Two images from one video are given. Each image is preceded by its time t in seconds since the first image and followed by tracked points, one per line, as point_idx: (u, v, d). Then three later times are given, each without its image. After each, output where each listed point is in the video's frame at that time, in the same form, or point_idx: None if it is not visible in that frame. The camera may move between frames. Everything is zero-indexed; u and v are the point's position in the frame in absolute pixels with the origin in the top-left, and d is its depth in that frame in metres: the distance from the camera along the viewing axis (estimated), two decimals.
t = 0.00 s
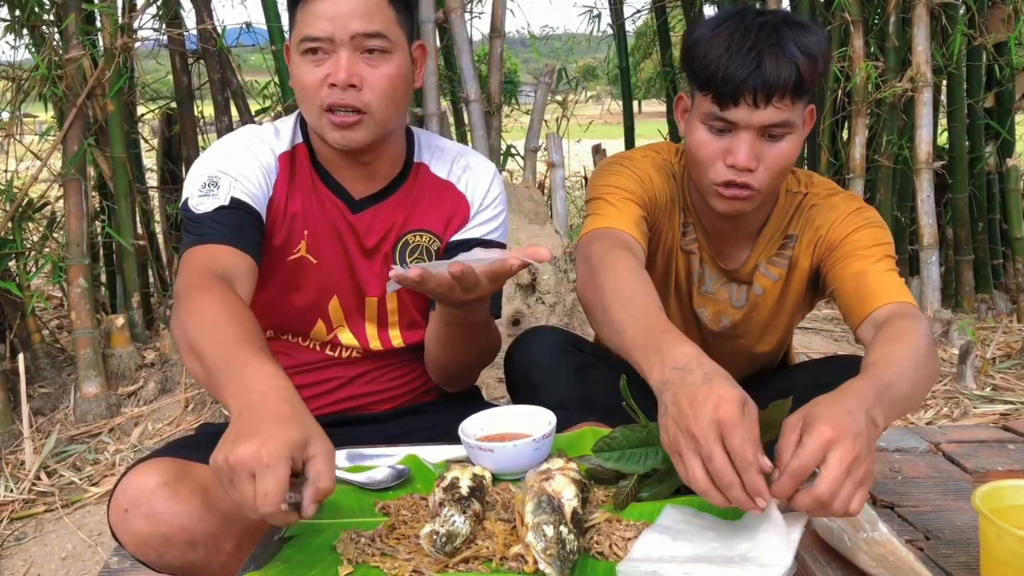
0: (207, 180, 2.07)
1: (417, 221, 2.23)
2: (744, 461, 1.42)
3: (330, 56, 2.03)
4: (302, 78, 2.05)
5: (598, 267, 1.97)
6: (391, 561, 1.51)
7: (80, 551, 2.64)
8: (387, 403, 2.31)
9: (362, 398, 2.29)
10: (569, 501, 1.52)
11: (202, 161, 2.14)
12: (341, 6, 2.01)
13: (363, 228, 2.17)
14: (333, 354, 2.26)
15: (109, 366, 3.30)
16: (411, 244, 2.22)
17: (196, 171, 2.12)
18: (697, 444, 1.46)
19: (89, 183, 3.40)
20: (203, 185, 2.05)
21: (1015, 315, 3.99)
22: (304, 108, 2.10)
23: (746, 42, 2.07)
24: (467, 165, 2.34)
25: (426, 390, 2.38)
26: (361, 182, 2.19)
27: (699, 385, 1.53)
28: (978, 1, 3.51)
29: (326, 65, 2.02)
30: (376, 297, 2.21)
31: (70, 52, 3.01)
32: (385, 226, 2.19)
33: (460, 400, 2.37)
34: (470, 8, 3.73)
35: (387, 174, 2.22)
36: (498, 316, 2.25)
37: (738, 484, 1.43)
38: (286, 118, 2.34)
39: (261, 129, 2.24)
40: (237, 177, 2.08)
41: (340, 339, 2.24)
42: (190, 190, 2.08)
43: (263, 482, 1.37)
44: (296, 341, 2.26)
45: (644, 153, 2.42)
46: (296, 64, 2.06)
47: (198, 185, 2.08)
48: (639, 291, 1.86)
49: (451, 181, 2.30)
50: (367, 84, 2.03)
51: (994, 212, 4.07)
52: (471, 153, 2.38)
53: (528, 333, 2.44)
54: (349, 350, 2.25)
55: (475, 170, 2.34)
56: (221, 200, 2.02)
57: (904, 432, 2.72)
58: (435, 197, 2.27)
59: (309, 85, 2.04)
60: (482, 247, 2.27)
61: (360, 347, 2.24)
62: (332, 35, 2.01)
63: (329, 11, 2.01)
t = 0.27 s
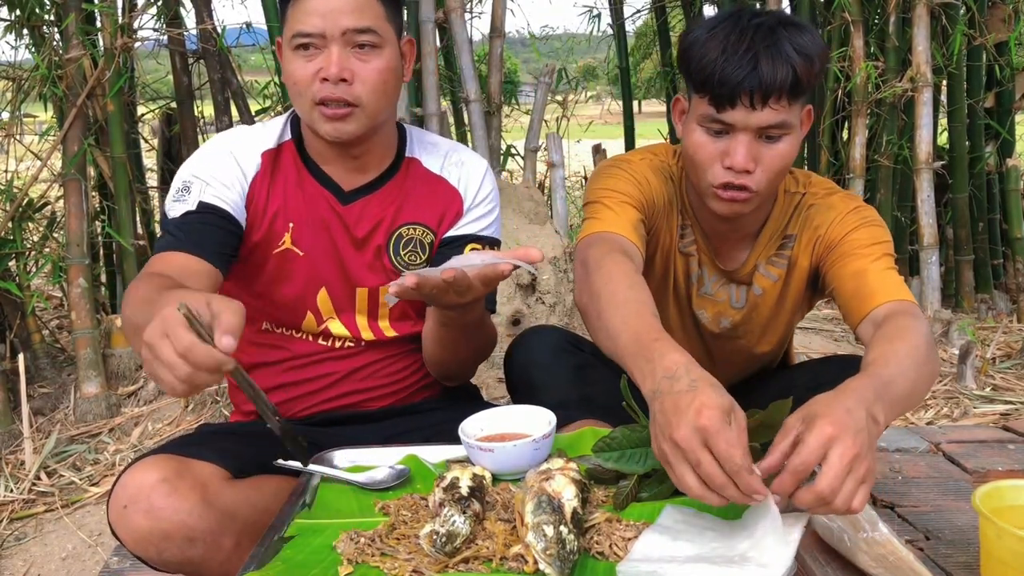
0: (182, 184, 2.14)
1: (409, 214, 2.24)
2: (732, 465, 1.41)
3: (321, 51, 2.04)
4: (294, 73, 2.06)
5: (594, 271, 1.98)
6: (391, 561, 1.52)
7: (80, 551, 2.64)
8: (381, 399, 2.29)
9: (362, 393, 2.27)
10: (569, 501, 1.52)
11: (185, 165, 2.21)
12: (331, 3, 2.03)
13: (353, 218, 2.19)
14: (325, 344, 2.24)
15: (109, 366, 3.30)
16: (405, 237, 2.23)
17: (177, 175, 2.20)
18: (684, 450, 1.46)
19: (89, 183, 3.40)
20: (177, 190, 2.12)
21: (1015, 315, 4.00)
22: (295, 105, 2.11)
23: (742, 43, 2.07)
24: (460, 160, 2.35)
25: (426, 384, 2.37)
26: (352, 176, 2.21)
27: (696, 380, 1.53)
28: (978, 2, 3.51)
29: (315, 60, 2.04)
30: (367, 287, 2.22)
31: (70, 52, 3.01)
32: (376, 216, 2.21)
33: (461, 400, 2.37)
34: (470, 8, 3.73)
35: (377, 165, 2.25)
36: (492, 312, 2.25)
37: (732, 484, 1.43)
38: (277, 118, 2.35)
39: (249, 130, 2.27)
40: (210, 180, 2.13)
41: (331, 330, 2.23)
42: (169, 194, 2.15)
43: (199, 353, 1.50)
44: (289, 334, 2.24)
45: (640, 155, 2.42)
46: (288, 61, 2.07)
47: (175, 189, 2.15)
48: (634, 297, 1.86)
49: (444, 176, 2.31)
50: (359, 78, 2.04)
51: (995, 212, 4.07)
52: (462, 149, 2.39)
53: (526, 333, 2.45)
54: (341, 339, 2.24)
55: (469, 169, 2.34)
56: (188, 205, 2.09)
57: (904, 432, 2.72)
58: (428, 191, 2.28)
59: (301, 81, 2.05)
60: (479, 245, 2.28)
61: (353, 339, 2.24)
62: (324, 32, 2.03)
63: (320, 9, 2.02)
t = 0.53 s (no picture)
0: (170, 190, 2.16)
1: (402, 210, 2.24)
2: (732, 464, 1.41)
3: (320, 57, 2.03)
4: (292, 78, 2.05)
5: (592, 272, 1.98)
6: (392, 561, 1.51)
7: (80, 551, 2.64)
8: (375, 394, 2.29)
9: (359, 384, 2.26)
10: (569, 500, 1.52)
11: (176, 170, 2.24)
12: (328, 9, 2.01)
13: (345, 215, 2.19)
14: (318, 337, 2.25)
15: (109, 366, 3.30)
16: (400, 234, 2.23)
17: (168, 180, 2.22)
18: (684, 449, 1.46)
19: (89, 183, 3.40)
20: (165, 196, 2.15)
21: (1015, 315, 4.00)
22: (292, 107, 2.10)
23: (742, 43, 2.07)
24: (453, 158, 2.35)
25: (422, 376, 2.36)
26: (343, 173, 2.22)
27: (694, 380, 1.53)
28: (978, 2, 3.51)
29: (314, 65, 2.03)
30: (358, 284, 2.23)
31: (70, 52, 3.00)
32: (368, 213, 2.21)
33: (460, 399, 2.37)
34: (470, 8, 3.72)
35: (370, 161, 2.24)
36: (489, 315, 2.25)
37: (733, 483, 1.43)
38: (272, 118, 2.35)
39: (239, 132, 2.27)
40: (196, 187, 2.15)
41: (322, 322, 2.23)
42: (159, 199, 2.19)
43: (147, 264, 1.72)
44: (283, 329, 2.24)
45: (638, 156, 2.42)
46: (285, 65, 2.06)
47: (164, 195, 2.18)
48: (632, 297, 1.86)
49: (437, 172, 2.31)
50: (357, 84, 2.05)
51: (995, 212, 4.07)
52: (456, 147, 2.39)
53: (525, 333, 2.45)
54: (333, 331, 2.25)
55: (466, 168, 2.35)
56: (174, 213, 2.11)
57: (904, 432, 2.72)
58: (423, 188, 2.28)
59: (298, 84, 2.04)
60: (479, 249, 2.29)
61: (343, 326, 2.25)
62: (322, 38, 2.01)
63: (319, 14, 2.01)
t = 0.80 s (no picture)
0: (169, 193, 2.17)
1: (404, 214, 2.25)
2: (727, 470, 1.41)
3: (328, 63, 2.03)
4: (299, 84, 2.04)
5: (591, 276, 1.98)
6: (391, 561, 1.51)
7: (80, 551, 2.64)
8: (374, 394, 2.29)
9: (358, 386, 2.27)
10: (569, 500, 1.52)
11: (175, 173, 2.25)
12: (341, 17, 2.02)
13: (344, 216, 2.19)
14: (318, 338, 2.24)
15: (110, 366, 3.30)
16: (402, 235, 2.24)
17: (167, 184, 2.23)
18: (681, 454, 1.46)
19: (89, 183, 3.40)
20: (164, 199, 2.16)
21: (1015, 315, 4.00)
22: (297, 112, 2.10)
23: (741, 43, 2.07)
24: (451, 157, 2.36)
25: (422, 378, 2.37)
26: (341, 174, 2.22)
27: (693, 382, 1.53)
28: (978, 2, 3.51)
29: (322, 71, 2.03)
30: (360, 286, 2.22)
31: (70, 52, 3.00)
32: (367, 215, 2.22)
33: (461, 399, 2.37)
34: (470, 8, 3.72)
35: (369, 162, 2.24)
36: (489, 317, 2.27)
37: (727, 493, 1.43)
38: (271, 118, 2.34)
39: (238, 133, 2.26)
40: (194, 190, 2.15)
41: (324, 323, 2.22)
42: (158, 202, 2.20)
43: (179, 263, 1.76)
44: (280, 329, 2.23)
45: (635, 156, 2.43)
46: (291, 69, 2.05)
47: (163, 198, 2.19)
48: (631, 300, 1.86)
49: (436, 173, 2.32)
50: (366, 92, 2.06)
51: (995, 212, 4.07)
52: (455, 147, 2.40)
53: (524, 334, 2.45)
54: (334, 331, 2.23)
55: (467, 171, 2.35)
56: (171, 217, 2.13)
57: (904, 432, 2.72)
58: (423, 190, 2.29)
59: (306, 89, 2.04)
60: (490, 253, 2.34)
61: (345, 327, 2.24)
62: (332, 47, 2.01)
63: (328, 22, 2.01)
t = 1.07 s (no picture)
0: (177, 199, 2.14)
1: (418, 225, 2.26)
2: (728, 472, 1.41)
3: (356, 84, 1.99)
4: (324, 103, 2.01)
5: (592, 276, 1.98)
6: (391, 561, 1.51)
7: (80, 551, 2.64)
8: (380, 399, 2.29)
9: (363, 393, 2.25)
10: (569, 500, 1.52)
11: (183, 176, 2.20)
12: (372, 38, 1.97)
13: (360, 225, 2.18)
14: (328, 347, 2.22)
15: (110, 366, 3.30)
16: (419, 244, 2.25)
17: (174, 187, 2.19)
18: (683, 454, 1.46)
19: (89, 182, 3.40)
20: (171, 205, 2.13)
21: (1015, 315, 4.00)
22: (319, 125, 2.06)
23: (739, 44, 2.07)
24: (465, 168, 2.34)
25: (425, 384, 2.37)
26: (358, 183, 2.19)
27: (692, 385, 1.53)
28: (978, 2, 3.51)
29: (350, 92, 2.00)
30: (375, 294, 2.22)
31: (70, 52, 3.00)
32: (384, 224, 2.21)
33: (461, 399, 2.37)
34: (470, 8, 3.72)
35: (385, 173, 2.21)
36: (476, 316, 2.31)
37: (727, 495, 1.43)
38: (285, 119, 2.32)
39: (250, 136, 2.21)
40: (203, 199, 2.11)
41: (336, 331, 2.22)
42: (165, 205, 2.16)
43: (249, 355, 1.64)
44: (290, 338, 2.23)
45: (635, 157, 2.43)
46: (315, 86, 2.01)
47: (170, 202, 2.15)
48: (632, 301, 1.86)
49: (455, 187, 2.32)
50: (393, 111, 2.02)
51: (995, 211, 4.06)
52: (468, 156, 2.38)
53: (524, 332, 2.44)
54: (344, 340, 2.22)
55: (481, 188, 2.36)
56: (178, 227, 2.10)
57: (904, 432, 2.71)
58: (435, 199, 2.28)
59: (331, 108, 2.01)
60: (506, 262, 2.42)
61: (357, 336, 2.23)
62: (361, 69, 1.97)
63: (362, 43, 1.96)
